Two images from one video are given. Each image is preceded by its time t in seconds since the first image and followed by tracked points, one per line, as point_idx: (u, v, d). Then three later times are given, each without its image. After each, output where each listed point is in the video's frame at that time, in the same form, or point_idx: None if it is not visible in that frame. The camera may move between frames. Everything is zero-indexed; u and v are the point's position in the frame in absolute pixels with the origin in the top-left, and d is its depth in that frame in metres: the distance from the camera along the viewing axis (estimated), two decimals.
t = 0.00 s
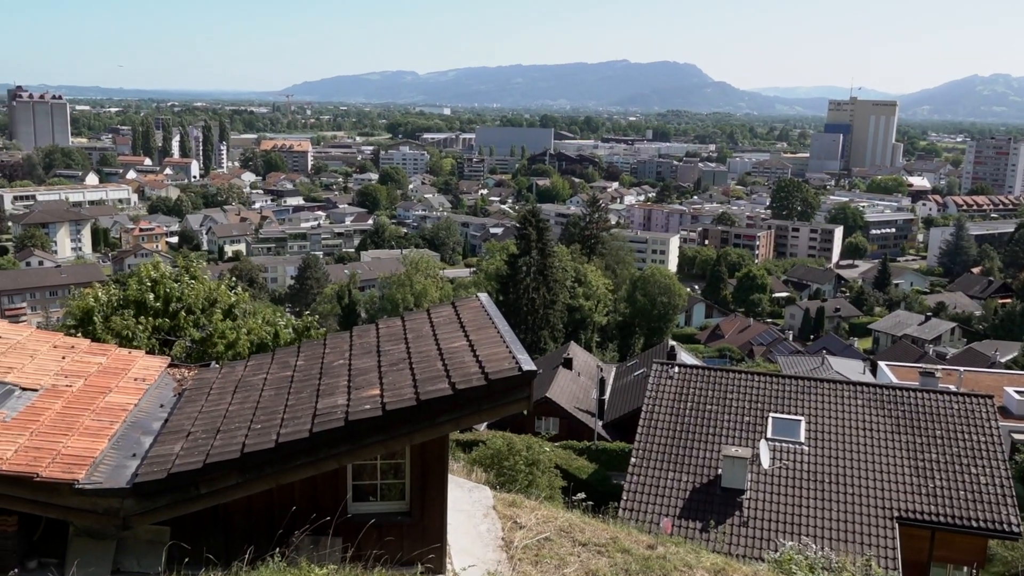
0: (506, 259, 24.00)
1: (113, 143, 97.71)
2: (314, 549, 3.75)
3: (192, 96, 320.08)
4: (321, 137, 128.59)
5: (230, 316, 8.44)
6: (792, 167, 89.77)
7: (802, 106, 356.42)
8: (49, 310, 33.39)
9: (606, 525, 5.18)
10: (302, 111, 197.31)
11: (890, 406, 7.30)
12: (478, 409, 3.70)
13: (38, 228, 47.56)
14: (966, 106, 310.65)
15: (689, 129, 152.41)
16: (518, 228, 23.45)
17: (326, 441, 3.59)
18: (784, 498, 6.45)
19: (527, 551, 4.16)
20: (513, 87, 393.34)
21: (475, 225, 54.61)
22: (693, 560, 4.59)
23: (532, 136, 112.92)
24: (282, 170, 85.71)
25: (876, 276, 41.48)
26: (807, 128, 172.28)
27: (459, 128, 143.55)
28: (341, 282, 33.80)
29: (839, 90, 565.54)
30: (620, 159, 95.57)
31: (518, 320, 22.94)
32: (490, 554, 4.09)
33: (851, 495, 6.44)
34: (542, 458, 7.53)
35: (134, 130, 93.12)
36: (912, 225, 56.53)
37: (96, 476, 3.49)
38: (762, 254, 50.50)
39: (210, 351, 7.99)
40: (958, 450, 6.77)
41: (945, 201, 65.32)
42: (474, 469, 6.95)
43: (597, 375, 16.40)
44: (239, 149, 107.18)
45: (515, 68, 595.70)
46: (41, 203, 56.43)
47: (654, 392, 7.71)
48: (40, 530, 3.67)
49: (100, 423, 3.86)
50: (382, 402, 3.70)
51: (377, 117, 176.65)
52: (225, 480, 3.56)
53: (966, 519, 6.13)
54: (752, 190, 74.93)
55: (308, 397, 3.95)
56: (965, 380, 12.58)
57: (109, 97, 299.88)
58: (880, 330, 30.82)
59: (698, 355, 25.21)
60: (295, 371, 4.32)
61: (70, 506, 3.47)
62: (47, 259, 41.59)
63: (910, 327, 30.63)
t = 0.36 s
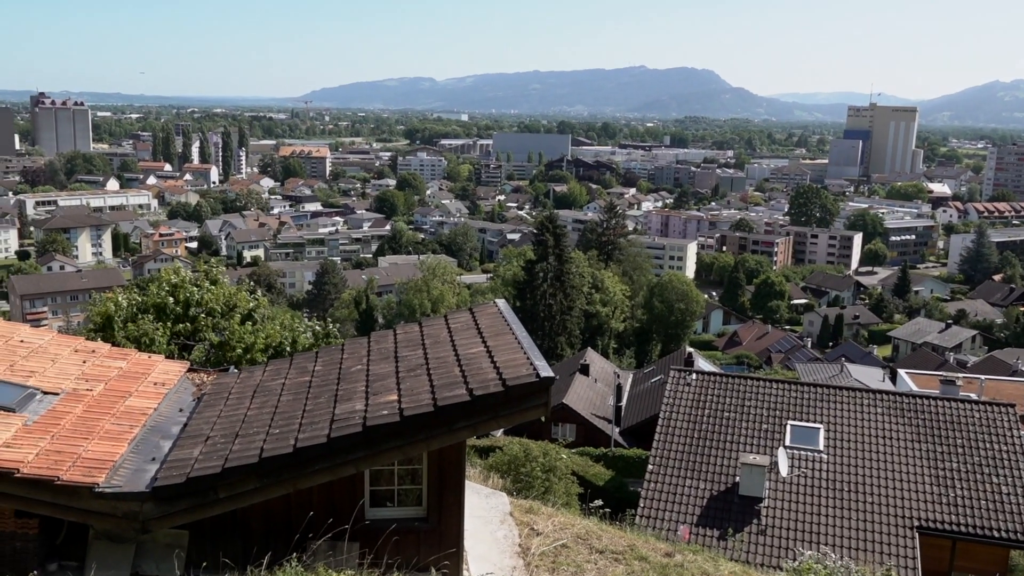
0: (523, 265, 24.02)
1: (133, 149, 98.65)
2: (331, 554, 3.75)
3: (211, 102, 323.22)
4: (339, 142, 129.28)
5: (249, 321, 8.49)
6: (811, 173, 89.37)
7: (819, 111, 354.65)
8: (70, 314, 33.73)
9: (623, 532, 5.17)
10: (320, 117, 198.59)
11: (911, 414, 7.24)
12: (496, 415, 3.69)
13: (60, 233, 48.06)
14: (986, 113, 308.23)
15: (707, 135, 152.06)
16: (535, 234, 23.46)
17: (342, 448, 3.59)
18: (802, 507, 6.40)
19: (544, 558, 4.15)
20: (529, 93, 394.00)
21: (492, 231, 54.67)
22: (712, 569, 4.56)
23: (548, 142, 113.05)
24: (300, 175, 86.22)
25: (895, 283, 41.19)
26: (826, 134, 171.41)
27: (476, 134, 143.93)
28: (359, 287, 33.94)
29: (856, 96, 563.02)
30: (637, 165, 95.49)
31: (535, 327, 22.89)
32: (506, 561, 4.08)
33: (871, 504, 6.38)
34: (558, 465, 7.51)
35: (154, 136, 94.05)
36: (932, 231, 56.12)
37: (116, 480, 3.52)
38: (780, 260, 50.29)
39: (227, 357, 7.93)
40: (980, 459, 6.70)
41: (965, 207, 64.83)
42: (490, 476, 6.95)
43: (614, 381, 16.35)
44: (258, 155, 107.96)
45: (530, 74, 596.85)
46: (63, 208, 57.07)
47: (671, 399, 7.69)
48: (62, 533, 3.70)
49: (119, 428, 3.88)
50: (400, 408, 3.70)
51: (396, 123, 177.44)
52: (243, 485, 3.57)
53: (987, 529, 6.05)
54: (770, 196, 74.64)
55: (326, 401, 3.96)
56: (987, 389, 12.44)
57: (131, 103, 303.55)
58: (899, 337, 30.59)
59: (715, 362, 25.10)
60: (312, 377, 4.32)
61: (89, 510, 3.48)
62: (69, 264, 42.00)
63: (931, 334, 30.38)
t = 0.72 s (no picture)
0: (542, 271, 24.02)
1: (156, 154, 99.62)
2: (351, 559, 3.74)
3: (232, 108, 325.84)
4: (360, 148, 130.00)
5: (269, 325, 8.53)
6: (832, 178, 88.77)
7: (840, 116, 352.19)
8: (93, 318, 34.04)
9: (644, 539, 5.14)
10: (341, 123, 199.71)
11: (934, 422, 7.16)
12: (516, 420, 3.69)
13: (84, 237, 48.62)
14: (1010, 119, 305.31)
15: (727, 140, 151.54)
16: (555, 239, 23.46)
17: (363, 451, 3.60)
18: (824, 514, 6.35)
19: (563, 565, 4.12)
20: (548, 98, 394.36)
21: (512, 236, 54.72)
22: None
23: (568, 147, 113.09)
24: (320, 180, 86.67)
25: (918, 290, 40.83)
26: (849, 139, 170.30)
27: (496, 139, 144.16)
28: (379, 292, 34.06)
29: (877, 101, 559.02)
30: (657, 170, 95.27)
31: (554, 332, 22.91)
32: (526, 567, 4.06)
33: (893, 512, 6.32)
34: (578, 470, 7.50)
35: (177, 141, 94.94)
36: (955, 237, 55.58)
37: (137, 483, 3.54)
38: (801, 266, 50.01)
39: (249, 360, 7.99)
40: (1004, 468, 6.62)
41: (990, 213, 64.16)
42: (509, 480, 6.96)
43: (634, 387, 16.31)
44: (279, 159, 108.66)
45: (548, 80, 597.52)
46: (87, 212, 57.69)
47: (692, 405, 7.66)
48: (84, 534, 3.72)
49: (142, 431, 3.91)
50: (420, 412, 3.70)
51: (416, 128, 178.04)
52: (264, 488, 3.58)
53: (1013, 540, 5.97)
54: (791, 202, 74.26)
55: (346, 406, 3.97)
56: (1012, 397, 12.28)
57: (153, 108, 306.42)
58: (923, 344, 30.30)
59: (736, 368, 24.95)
60: (333, 381, 4.34)
61: (111, 512, 3.50)
62: (93, 268, 42.47)
63: (954, 341, 30.06)
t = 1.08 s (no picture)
0: (564, 275, 23.99)
1: (182, 159, 100.59)
2: (373, 563, 3.74)
3: (257, 113, 329.37)
4: (383, 152, 130.57)
5: (293, 328, 8.60)
6: (858, 184, 88.02)
7: (865, 121, 349.14)
8: (119, 320, 34.39)
9: (666, 546, 5.10)
10: (365, 128, 200.70)
11: (961, 430, 7.07)
12: (539, 425, 3.68)
13: (110, 241, 49.18)
14: None
15: (751, 145, 150.70)
16: (577, 244, 23.45)
17: (384, 456, 3.60)
18: (849, 524, 6.28)
19: (585, 570, 4.11)
20: (570, 103, 394.46)
21: (534, 240, 54.69)
22: None
23: (590, 152, 112.94)
24: (344, 185, 87.15)
25: (945, 297, 40.36)
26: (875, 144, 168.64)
27: (519, 144, 144.29)
28: (401, 296, 34.15)
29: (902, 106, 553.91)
30: (680, 175, 94.89)
31: (576, 337, 22.91)
32: (546, 572, 4.05)
33: (921, 523, 6.24)
34: (599, 477, 7.47)
35: (203, 146, 95.85)
36: (983, 244, 54.90)
37: (163, 484, 3.56)
38: (826, 272, 49.60)
39: (272, 363, 8.06)
40: None
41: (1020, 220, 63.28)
42: (530, 486, 6.95)
43: (656, 393, 16.23)
44: (303, 164, 109.24)
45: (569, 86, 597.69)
46: (113, 216, 58.38)
47: (714, 412, 7.62)
48: (110, 537, 3.76)
49: (167, 433, 3.94)
50: (442, 417, 3.71)
51: (439, 134, 178.60)
52: (287, 491, 3.59)
53: None
54: (816, 208, 73.72)
55: (370, 410, 3.98)
56: None
57: (179, 114, 310.66)
58: (949, 352, 29.94)
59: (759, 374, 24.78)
60: (356, 385, 4.35)
61: (137, 512, 3.53)
62: (119, 271, 42.90)
63: (982, 348, 29.66)
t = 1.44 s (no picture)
0: (588, 280, 23.97)
1: (209, 163, 101.57)
2: (396, 566, 3.74)
3: (282, 118, 332.41)
4: (407, 157, 131.17)
5: (317, 332, 8.65)
6: (885, 190, 87.18)
7: (892, 127, 345.60)
8: (146, 323, 34.74)
9: (690, 554, 5.07)
10: (390, 133, 201.58)
11: (990, 439, 6.97)
12: (562, 432, 3.67)
13: (138, 244, 49.76)
14: None
15: (778, 151, 149.67)
16: (601, 249, 23.42)
17: (408, 459, 3.61)
18: (875, 533, 6.21)
19: None
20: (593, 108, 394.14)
21: (558, 245, 54.65)
22: None
23: (615, 157, 112.70)
24: (368, 189, 87.60)
25: (974, 304, 39.86)
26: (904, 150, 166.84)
27: (543, 148, 144.36)
28: (425, 300, 34.25)
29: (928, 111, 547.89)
30: (705, 180, 94.46)
31: (599, 342, 22.86)
32: None
33: (947, 533, 6.17)
34: (622, 483, 7.44)
35: (230, 151, 96.76)
36: (1013, 251, 54.14)
37: (188, 486, 3.59)
38: (852, 279, 49.16)
39: (296, 367, 8.10)
40: None
41: None
42: (552, 491, 6.94)
43: (680, 399, 16.16)
44: (328, 169, 109.96)
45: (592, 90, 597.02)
46: (141, 219, 59.09)
47: (740, 418, 7.57)
48: (136, 536, 3.80)
49: (193, 435, 3.97)
50: (465, 422, 3.71)
51: (463, 138, 179.07)
52: (311, 495, 3.61)
53: None
54: (842, 214, 73.09)
55: (393, 414, 3.99)
56: None
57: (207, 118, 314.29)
58: (978, 360, 29.58)
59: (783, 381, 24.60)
60: (380, 389, 4.35)
61: (161, 513, 3.56)
62: (147, 274, 43.37)
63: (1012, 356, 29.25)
